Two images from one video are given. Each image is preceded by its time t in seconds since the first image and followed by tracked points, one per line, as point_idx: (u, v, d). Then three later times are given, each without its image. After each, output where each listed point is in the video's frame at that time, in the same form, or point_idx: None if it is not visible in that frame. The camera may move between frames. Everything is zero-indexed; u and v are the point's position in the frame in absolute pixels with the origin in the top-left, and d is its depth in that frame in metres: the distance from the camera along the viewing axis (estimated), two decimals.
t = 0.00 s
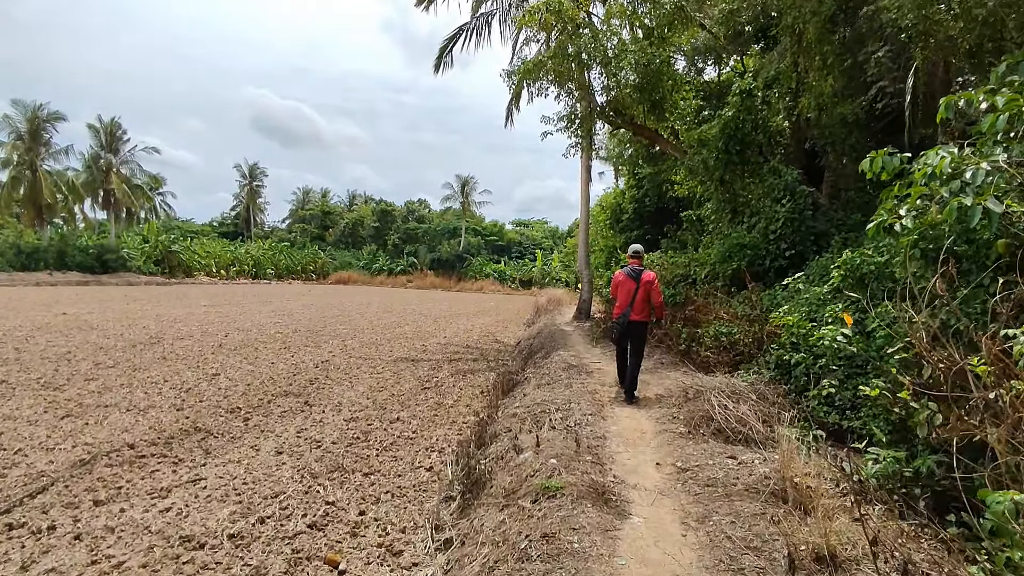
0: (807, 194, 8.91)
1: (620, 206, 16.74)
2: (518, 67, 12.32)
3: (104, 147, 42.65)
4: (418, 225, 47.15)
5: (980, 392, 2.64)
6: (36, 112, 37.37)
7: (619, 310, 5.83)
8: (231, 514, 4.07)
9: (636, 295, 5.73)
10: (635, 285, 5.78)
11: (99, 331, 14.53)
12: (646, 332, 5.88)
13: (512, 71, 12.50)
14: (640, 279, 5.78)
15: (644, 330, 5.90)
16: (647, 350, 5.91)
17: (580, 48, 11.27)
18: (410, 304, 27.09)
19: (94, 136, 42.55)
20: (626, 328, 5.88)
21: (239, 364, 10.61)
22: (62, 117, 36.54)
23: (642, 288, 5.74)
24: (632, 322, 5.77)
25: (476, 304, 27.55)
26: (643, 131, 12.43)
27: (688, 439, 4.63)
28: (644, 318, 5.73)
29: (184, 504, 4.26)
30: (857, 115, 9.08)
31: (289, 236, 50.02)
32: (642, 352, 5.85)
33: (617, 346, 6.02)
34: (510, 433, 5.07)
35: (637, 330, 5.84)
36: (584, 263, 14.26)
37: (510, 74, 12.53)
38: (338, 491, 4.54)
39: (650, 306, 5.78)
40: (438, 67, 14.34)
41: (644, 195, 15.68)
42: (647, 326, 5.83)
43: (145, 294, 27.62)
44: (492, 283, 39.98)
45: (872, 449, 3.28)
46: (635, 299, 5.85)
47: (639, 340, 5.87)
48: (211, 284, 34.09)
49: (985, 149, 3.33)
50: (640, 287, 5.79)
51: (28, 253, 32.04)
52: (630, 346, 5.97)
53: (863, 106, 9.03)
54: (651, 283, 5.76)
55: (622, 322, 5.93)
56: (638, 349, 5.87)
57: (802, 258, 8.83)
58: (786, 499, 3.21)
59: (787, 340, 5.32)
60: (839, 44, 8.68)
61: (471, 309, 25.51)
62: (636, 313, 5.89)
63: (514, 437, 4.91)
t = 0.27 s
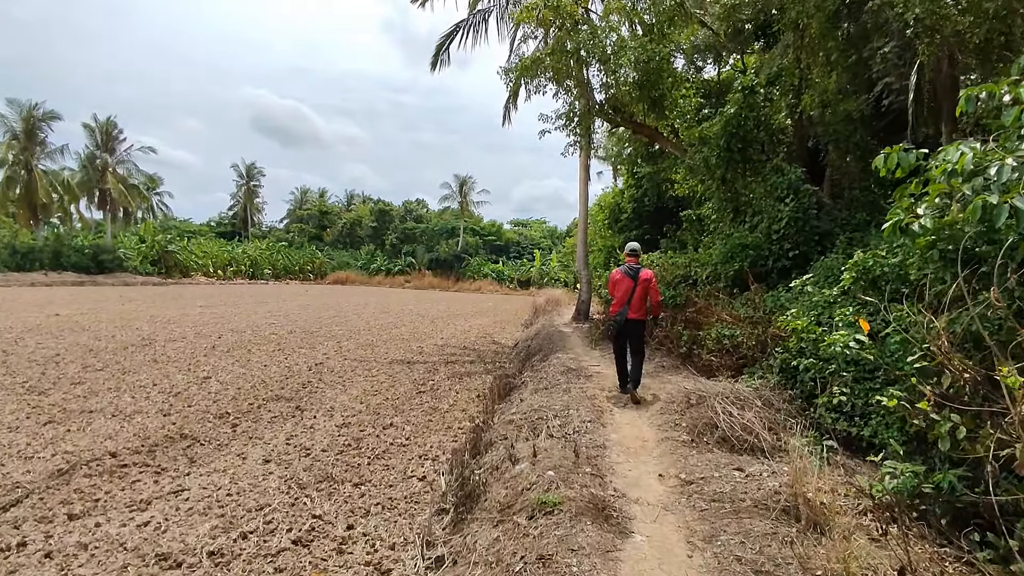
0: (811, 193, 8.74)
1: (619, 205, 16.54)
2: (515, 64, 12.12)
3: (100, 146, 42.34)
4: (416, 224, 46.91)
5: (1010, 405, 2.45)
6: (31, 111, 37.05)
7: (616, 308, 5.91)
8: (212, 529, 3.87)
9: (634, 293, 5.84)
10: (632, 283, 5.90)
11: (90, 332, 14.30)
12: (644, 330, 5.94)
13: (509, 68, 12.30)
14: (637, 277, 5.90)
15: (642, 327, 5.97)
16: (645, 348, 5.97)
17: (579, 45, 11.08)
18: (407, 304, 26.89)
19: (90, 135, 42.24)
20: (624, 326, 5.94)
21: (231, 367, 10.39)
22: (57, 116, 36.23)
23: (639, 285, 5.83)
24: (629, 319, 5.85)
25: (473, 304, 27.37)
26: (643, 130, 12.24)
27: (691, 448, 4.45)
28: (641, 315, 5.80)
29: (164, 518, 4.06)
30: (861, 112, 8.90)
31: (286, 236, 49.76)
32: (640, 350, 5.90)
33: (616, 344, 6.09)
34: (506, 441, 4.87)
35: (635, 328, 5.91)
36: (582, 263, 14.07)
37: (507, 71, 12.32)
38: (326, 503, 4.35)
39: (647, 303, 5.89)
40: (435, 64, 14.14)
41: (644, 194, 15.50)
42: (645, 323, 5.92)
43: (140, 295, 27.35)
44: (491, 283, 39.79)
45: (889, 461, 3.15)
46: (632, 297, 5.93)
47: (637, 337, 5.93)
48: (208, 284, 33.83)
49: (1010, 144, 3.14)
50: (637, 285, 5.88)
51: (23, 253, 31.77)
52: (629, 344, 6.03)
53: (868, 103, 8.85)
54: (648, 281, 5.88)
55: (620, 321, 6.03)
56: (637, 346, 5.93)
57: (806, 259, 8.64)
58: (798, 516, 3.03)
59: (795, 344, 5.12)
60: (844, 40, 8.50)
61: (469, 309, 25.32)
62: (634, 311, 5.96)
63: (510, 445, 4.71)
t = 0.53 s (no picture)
0: (814, 191, 8.55)
1: (618, 205, 16.36)
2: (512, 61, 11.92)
3: (96, 146, 42.09)
4: (415, 225, 46.69)
5: None
6: (26, 111, 36.74)
7: (612, 304, 5.95)
8: (187, 541, 3.68)
9: (630, 289, 5.91)
10: (628, 280, 5.97)
11: (81, 334, 14.05)
12: (640, 325, 6.01)
13: (507, 65, 12.11)
14: (633, 274, 5.97)
15: (638, 323, 6.03)
16: (641, 344, 6.01)
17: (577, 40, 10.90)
18: (404, 305, 26.67)
19: (87, 135, 41.98)
20: (621, 323, 5.98)
21: (222, 368, 10.18)
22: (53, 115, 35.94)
23: (634, 281, 5.91)
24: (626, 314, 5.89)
25: (471, 305, 27.18)
26: (642, 127, 12.05)
27: (693, 455, 4.26)
28: (638, 310, 5.85)
29: (138, 528, 3.87)
30: (864, 109, 8.72)
31: (284, 236, 49.56)
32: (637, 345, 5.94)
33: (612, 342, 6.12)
34: (500, 447, 4.67)
35: (631, 324, 5.96)
36: (581, 263, 13.87)
37: (505, 68, 12.13)
38: (309, 513, 4.16)
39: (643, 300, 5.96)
40: (431, 62, 13.95)
41: (643, 193, 15.31)
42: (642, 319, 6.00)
43: (136, 295, 27.10)
44: (489, 283, 39.56)
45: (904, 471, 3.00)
46: (628, 294, 5.99)
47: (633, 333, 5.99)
48: (204, 285, 33.58)
49: None
50: (633, 281, 5.96)
51: (18, 254, 31.51)
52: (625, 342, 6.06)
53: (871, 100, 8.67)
54: (643, 278, 5.95)
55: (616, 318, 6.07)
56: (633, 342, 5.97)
57: (808, 258, 8.45)
58: (806, 531, 2.84)
59: (803, 347, 4.92)
60: (848, 35, 8.32)
61: (467, 309, 25.12)
62: (629, 308, 6.01)
63: (504, 452, 4.52)
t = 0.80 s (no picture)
0: (817, 190, 8.34)
1: (618, 205, 16.14)
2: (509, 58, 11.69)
3: (94, 146, 41.90)
4: (415, 225, 46.48)
5: None
6: (24, 110, 36.55)
7: (609, 308, 5.76)
8: (156, 559, 3.48)
9: (626, 292, 5.72)
10: (624, 282, 5.78)
11: (73, 335, 13.84)
12: (636, 329, 5.84)
13: (504, 62, 11.88)
14: (630, 276, 5.77)
15: (634, 326, 5.86)
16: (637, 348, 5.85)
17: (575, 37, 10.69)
18: (402, 305, 26.45)
19: (85, 135, 41.79)
20: (617, 327, 5.80)
21: (213, 371, 9.96)
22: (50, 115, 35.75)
23: (631, 284, 5.72)
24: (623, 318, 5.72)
25: (471, 306, 26.96)
26: (642, 126, 11.83)
27: (693, 467, 4.04)
28: (635, 314, 5.68)
29: (105, 545, 3.67)
30: (868, 106, 8.50)
31: (284, 236, 49.39)
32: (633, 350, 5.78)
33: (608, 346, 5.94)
34: (490, 457, 4.47)
35: (628, 328, 5.80)
36: (580, 264, 13.66)
37: (502, 65, 11.91)
38: (287, 527, 3.95)
39: (639, 303, 5.78)
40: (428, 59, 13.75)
41: (643, 194, 15.09)
42: (638, 323, 5.82)
43: (132, 296, 26.90)
44: (489, 284, 39.33)
45: (916, 491, 2.82)
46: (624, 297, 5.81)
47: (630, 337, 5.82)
48: (203, 285, 33.38)
49: None
50: (629, 284, 5.77)
51: (15, 254, 31.31)
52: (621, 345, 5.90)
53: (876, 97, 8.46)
54: (640, 280, 5.77)
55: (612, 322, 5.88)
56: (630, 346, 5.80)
57: (811, 259, 8.24)
58: (813, 555, 2.63)
59: (808, 352, 4.72)
60: (852, 30, 8.11)
61: (466, 310, 24.91)
62: (625, 312, 5.84)
63: (494, 462, 4.31)
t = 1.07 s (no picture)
0: (820, 188, 8.17)
1: (617, 204, 15.96)
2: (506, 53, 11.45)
3: (92, 143, 41.69)
4: (414, 224, 46.30)
5: None
6: (21, 108, 36.32)
7: (608, 308, 5.60)
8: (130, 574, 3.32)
9: (626, 292, 5.56)
10: (624, 282, 5.61)
11: (65, 334, 13.67)
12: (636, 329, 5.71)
13: (501, 58, 11.65)
14: (630, 275, 5.61)
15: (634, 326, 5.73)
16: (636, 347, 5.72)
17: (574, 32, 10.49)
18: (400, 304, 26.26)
19: (83, 132, 41.58)
20: (616, 327, 5.65)
21: (205, 372, 9.78)
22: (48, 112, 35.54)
23: (631, 284, 5.57)
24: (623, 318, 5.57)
25: (470, 304, 26.74)
26: (642, 123, 11.64)
27: (694, 476, 3.87)
28: (635, 314, 5.55)
29: (77, 558, 3.50)
30: (873, 102, 8.31)
31: (283, 234, 49.21)
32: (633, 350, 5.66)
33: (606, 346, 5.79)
34: (483, 464, 4.30)
35: (628, 328, 5.65)
36: (578, 263, 13.48)
37: (500, 61, 11.68)
38: (270, 539, 3.78)
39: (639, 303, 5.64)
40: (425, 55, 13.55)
41: (642, 192, 14.91)
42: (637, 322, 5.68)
43: (129, 294, 26.72)
44: (489, 283, 39.14)
45: (931, 506, 2.67)
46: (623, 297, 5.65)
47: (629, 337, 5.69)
48: (201, 284, 33.19)
49: None
50: (629, 284, 5.61)
51: (12, 252, 31.11)
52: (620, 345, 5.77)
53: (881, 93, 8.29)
54: (640, 280, 5.62)
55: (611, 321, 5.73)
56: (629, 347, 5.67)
57: (814, 258, 8.07)
58: None
59: (814, 357, 4.54)
60: (857, 25, 7.93)
61: (465, 309, 24.73)
62: (624, 311, 5.69)
63: (486, 470, 4.14)
